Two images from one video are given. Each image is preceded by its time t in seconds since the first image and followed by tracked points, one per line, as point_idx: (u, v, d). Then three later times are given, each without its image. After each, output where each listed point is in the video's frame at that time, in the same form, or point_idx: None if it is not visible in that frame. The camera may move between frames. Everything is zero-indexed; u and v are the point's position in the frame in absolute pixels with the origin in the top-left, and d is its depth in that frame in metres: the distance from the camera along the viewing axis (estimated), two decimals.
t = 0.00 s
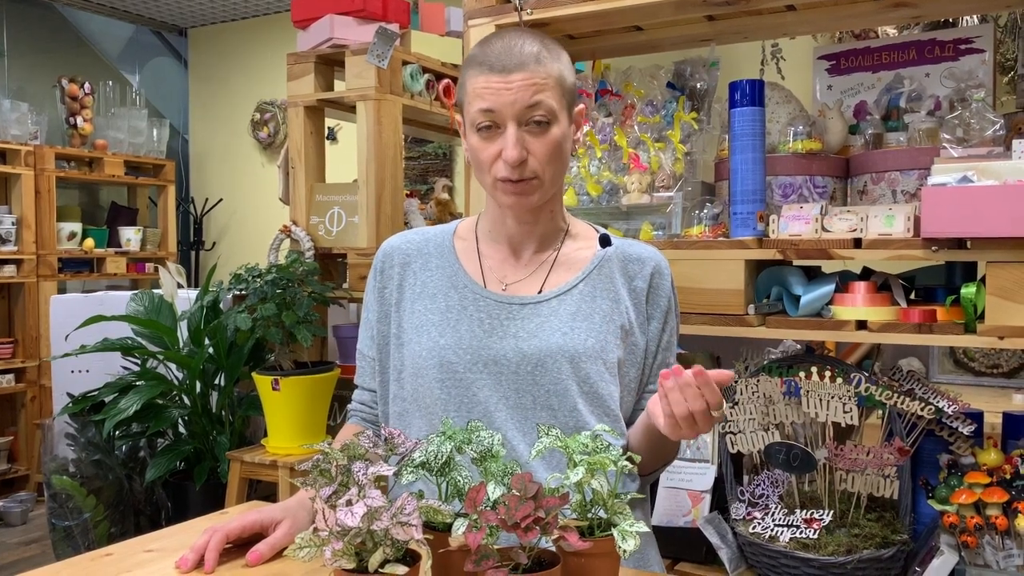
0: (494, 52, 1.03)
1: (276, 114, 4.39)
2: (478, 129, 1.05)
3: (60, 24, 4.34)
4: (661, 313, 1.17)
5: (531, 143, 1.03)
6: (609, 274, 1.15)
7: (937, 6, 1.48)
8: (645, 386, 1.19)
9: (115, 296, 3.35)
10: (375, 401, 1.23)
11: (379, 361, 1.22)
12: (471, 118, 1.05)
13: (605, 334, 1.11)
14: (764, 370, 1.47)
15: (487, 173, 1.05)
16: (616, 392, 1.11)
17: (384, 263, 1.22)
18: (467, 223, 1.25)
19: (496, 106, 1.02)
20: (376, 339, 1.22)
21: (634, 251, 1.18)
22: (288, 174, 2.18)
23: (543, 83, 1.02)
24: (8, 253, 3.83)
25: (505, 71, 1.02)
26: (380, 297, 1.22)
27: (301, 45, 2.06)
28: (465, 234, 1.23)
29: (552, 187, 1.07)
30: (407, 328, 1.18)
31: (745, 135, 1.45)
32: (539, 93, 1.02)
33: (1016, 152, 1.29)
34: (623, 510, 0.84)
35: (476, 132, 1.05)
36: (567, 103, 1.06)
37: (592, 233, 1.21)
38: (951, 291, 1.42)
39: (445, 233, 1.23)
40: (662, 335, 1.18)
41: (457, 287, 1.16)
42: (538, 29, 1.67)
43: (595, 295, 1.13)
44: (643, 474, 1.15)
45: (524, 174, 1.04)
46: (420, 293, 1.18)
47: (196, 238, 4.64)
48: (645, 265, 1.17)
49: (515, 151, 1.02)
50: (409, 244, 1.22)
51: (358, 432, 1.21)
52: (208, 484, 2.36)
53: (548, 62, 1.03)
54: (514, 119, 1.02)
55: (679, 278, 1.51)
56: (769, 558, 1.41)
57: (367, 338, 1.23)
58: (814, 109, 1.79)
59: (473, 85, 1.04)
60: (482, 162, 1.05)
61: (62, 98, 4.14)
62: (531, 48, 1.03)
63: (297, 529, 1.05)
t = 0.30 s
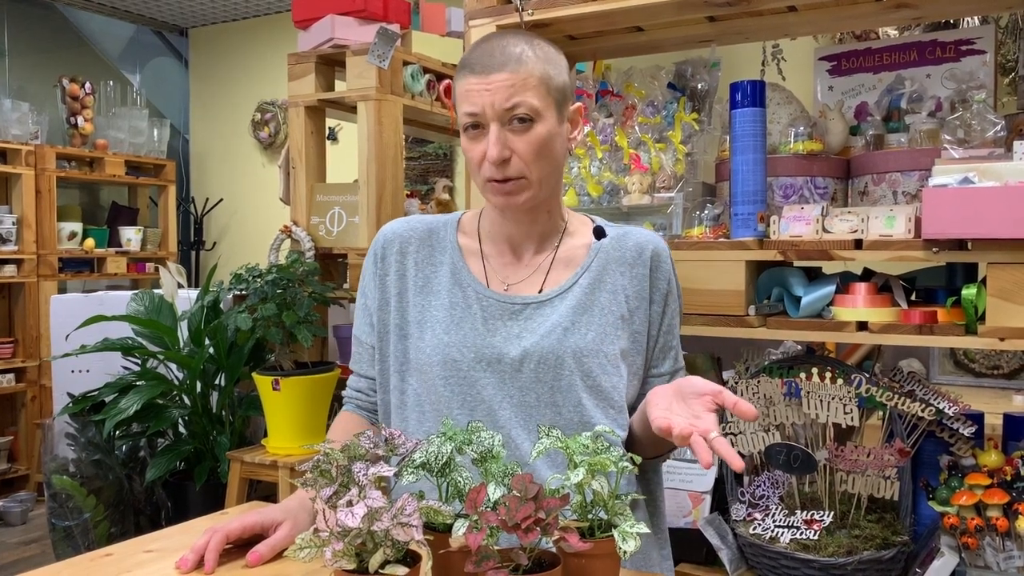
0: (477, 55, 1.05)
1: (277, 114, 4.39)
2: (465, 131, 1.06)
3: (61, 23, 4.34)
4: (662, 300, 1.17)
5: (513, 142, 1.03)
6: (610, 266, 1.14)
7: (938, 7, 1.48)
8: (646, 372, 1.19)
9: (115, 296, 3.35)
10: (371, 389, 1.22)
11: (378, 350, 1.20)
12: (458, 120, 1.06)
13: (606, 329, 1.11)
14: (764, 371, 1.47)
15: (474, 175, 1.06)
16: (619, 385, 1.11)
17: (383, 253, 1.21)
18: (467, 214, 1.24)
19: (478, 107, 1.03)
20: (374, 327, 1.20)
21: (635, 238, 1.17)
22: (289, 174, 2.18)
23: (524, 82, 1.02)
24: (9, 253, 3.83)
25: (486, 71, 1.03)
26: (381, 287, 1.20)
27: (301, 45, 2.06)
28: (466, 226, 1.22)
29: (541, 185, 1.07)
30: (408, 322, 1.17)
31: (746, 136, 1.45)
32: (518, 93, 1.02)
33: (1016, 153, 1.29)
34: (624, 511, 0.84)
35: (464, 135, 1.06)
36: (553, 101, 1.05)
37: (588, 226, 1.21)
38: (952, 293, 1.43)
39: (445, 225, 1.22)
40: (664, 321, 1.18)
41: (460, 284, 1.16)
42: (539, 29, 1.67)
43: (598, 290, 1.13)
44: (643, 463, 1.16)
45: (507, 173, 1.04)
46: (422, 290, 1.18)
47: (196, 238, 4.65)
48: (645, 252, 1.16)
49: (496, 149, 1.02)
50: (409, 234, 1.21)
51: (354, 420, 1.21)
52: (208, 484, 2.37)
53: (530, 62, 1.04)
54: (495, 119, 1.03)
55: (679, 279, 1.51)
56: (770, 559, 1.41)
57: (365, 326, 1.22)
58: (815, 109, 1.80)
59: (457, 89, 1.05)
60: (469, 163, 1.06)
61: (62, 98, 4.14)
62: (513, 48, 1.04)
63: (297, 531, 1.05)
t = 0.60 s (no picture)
0: (474, 58, 1.05)
1: (279, 114, 4.39)
2: (463, 134, 1.06)
3: (63, 25, 4.35)
4: (663, 300, 1.17)
5: (511, 145, 1.03)
6: (611, 267, 1.14)
7: (941, 9, 1.48)
8: (648, 373, 1.19)
9: (117, 296, 3.35)
10: (373, 390, 1.21)
11: (379, 354, 1.20)
12: (457, 123, 1.07)
13: (607, 331, 1.11)
14: (766, 374, 1.47)
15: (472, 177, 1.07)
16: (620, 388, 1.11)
17: (384, 254, 1.21)
18: (468, 216, 1.24)
19: (474, 111, 1.03)
20: (375, 329, 1.20)
21: (635, 238, 1.17)
22: (291, 176, 2.18)
23: (522, 85, 1.02)
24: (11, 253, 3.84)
25: (484, 74, 1.03)
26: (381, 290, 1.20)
27: (304, 47, 2.06)
28: (466, 228, 1.23)
29: (539, 188, 1.07)
30: (409, 324, 1.18)
31: (748, 138, 1.45)
32: (516, 95, 1.02)
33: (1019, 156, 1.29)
34: (626, 514, 0.84)
35: (462, 138, 1.07)
36: (551, 105, 1.05)
37: (587, 225, 1.21)
38: (954, 296, 1.44)
39: (446, 226, 1.22)
40: (665, 324, 1.18)
41: (460, 287, 1.16)
42: (541, 31, 1.67)
43: (598, 292, 1.13)
44: (644, 464, 1.16)
45: (504, 176, 1.04)
46: (422, 292, 1.18)
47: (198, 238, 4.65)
48: (646, 254, 1.16)
49: (493, 152, 1.03)
50: (410, 235, 1.21)
51: (355, 421, 1.21)
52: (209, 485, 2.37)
53: (528, 64, 1.04)
54: (493, 122, 1.03)
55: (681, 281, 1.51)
56: (772, 562, 1.41)
57: (365, 326, 1.22)
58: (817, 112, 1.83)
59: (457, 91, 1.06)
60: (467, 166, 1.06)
61: (64, 98, 4.15)
62: (512, 51, 1.04)
63: (299, 532, 1.05)
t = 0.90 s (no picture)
0: (485, 50, 1.06)
1: (280, 115, 4.39)
2: (470, 124, 1.06)
3: (65, 25, 4.36)
4: (661, 298, 1.16)
5: (519, 135, 1.03)
6: (607, 266, 1.14)
7: (942, 11, 1.48)
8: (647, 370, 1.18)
9: (118, 297, 3.35)
10: (370, 392, 1.22)
11: (376, 356, 1.20)
12: (464, 114, 1.07)
13: (605, 330, 1.11)
14: (767, 375, 1.47)
15: (476, 167, 1.05)
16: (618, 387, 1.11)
17: (382, 255, 1.21)
18: (465, 216, 1.24)
19: (485, 98, 1.04)
20: (372, 330, 1.20)
21: (632, 236, 1.17)
22: (293, 177, 2.18)
23: (534, 76, 1.04)
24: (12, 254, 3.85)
25: (496, 64, 1.04)
26: (379, 290, 1.20)
27: (306, 47, 2.06)
28: (463, 228, 1.23)
29: (544, 183, 1.06)
30: (407, 326, 1.17)
31: (749, 139, 1.45)
32: (528, 85, 1.03)
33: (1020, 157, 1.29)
34: (627, 515, 0.84)
35: (468, 128, 1.07)
36: (559, 102, 1.06)
37: (584, 224, 1.21)
38: (955, 297, 1.44)
39: (443, 227, 1.22)
40: (663, 320, 1.17)
41: (458, 288, 1.16)
42: (543, 32, 1.67)
43: (596, 292, 1.13)
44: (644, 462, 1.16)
45: (512, 165, 1.04)
46: (421, 292, 1.18)
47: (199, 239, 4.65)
48: (642, 249, 1.15)
49: (503, 140, 1.02)
50: (407, 236, 1.21)
51: (354, 422, 1.21)
52: (210, 486, 2.37)
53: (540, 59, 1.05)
54: (503, 110, 1.04)
55: (682, 282, 1.51)
56: (773, 564, 1.41)
57: (362, 328, 1.21)
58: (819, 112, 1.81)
59: (467, 80, 1.07)
60: (472, 156, 1.06)
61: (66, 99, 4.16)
62: (524, 46, 1.05)
63: (299, 533, 1.05)
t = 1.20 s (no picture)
0: (479, 61, 1.04)
1: (280, 115, 4.39)
2: (462, 138, 1.05)
3: (64, 25, 4.36)
4: (657, 300, 1.16)
5: (510, 156, 1.03)
6: (603, 267, 1.14)
7: (942, 11, 1.48)
8: (643, 372, 1.18)
9: (117, 297, 3.35)
10: (367, 395, 1.22)
11: (373, 358, 1.20)
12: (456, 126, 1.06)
13: (601, 330, 1.11)
14: (767, 374, 1.47)
15: (468, 180, 1.06)
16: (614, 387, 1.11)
17: (377, 257, 1.20)
18: (460, 219, 1.24)
19: (476, 118, 1.03)
20: (369, 333, 1.20)
21: (628, 238, 1.17)
22: (292, 177, 2.18)
23: (525, 97, 1.02)
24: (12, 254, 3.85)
25: (488, 81, 1.02)
26: (375, 293, 1.20)
27: (306, 47, 2.06)
28: (459, 231, 1.22)
29: (536, 197, 1.07)
30: (403, 328, 1.17)
31: (748, 139, 1.45)
32: (520, 107, 1.02)
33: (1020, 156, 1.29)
34: (626, 514, 0.84)
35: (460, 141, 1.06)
36: (552, 116, 1.05)
37: (580, 225, 1.21)
38: (955, 297, 1.44)
39: (438, 229, 1.21)
40: (659, 322, 1.17)
41: (454, 289, 1.16)
42: (542, 31, 1.67)
43: (591, 293, 1.13)
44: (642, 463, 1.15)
45: (502, 184, 1.04)
46: (417, 295, 1.17)
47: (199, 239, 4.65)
48: (639, 251, 1.16)
49: (492, 162, 1.02)
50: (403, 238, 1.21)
51: (353, 424, 1.21)
52: (210, 485, 2.37)
53: (533, 74, 1.03)
54: (493, 131, 1.02)
55: (682, 282, 1.51)
56: (773, 564, 1.41)
57: (359, 330, 1.21)
58: (820, 112, 1.78)
59: (459, 95, 1.05)
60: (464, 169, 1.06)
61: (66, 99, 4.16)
62: (517, 59, 1.03)
63: (297, 528, 1.05)
